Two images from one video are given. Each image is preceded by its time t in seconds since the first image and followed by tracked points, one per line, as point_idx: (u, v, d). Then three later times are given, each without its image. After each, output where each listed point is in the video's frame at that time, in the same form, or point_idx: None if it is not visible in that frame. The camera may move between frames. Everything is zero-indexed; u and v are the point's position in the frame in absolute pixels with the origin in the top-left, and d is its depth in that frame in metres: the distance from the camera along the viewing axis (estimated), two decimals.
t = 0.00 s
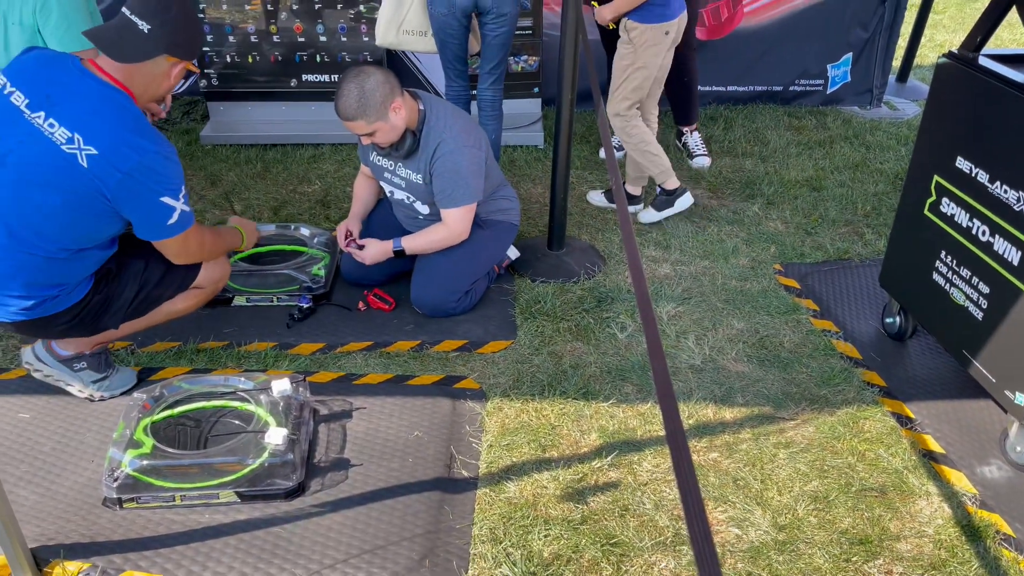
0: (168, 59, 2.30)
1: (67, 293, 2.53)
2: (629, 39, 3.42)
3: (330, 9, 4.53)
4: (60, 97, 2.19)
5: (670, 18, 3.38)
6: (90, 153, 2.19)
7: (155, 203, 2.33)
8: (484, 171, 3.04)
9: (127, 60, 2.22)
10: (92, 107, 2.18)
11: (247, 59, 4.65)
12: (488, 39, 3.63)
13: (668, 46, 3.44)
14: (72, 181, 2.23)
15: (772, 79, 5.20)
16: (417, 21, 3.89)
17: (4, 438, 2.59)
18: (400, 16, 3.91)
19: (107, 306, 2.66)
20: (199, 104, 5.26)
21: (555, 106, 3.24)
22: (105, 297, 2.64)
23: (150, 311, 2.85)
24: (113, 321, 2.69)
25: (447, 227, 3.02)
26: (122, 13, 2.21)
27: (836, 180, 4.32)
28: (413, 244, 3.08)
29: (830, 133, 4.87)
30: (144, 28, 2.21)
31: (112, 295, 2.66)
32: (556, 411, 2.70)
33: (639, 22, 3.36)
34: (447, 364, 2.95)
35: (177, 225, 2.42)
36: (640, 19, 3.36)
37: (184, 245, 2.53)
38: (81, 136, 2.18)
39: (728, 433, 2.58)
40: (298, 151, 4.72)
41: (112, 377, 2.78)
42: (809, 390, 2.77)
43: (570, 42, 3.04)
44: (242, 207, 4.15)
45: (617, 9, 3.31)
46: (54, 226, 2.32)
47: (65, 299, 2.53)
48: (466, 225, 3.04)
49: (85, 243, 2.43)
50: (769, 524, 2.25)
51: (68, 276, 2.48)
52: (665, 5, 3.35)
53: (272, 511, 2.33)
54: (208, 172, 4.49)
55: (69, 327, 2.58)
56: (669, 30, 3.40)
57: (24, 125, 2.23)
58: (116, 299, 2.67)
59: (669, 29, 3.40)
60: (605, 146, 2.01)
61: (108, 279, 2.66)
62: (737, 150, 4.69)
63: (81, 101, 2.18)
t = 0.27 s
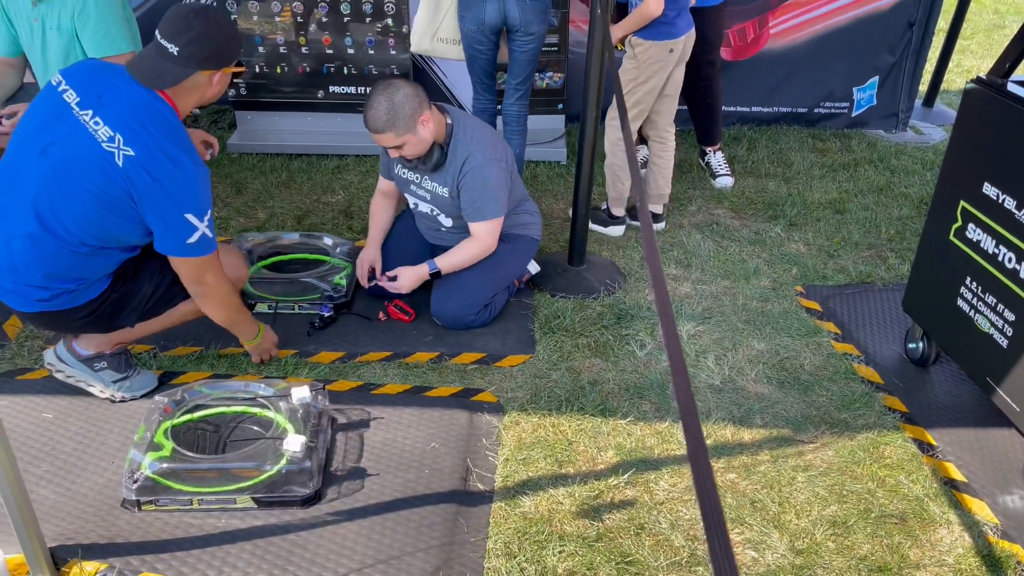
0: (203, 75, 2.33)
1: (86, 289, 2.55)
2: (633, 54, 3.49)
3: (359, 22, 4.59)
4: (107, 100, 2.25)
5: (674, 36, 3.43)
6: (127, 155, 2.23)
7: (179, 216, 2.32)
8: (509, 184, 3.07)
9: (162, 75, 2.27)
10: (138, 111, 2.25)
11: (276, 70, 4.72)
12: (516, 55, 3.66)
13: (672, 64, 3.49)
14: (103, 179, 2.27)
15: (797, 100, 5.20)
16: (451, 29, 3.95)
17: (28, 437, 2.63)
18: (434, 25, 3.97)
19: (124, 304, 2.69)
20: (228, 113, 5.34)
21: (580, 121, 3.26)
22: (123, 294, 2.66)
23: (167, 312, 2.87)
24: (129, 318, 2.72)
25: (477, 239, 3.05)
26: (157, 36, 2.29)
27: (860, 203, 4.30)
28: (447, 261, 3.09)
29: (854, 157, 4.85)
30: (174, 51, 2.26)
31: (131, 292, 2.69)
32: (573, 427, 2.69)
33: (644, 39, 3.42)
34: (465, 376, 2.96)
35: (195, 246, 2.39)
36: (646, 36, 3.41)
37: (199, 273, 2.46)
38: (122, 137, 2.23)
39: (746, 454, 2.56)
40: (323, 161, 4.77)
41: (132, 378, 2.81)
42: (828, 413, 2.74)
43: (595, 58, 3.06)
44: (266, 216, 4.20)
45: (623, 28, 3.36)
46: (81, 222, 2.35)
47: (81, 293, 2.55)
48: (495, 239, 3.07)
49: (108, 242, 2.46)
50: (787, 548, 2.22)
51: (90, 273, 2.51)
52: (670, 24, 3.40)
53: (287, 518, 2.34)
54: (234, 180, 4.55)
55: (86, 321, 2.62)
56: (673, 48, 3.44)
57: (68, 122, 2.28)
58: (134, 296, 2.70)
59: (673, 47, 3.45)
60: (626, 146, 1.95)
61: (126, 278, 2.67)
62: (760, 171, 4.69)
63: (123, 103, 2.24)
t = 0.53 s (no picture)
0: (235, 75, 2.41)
1: (116, 291, 2.60)
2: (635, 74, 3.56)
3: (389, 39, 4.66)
4: (151, 104, 2.35)
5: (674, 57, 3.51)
6: (170, 155, 2.31)
7: (217, 214, 2.39)
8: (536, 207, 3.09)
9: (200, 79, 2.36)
10: (180, 114, 2.35)
11: (305, 84, 4.80)
12: (538, 75, 3.70)
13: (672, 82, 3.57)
14: (144, 177, 2.33)
15: (821, 124, 5.20)
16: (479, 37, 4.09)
17: (55, 439, 2.67)
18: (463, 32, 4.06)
19: (152, 307, 2.73)
20: (256, 126, 5.42)
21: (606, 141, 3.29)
22: (152, 298, 2.71)
23: (196, 320, 2.90)
24: (158, 324, 2.76)
25: (491, 258, 3.06)
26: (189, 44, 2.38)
27: (885, 229, 4.28)
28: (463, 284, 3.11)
29: (879, 182, 4.84)
30: (205, 55, 2.35)
31: (158, 295, 2.73)
32: (593, 445, 2.70)
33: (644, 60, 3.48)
34: (486, 392, 2.97)
35: (235, 243, 2.44)
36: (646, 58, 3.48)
37: (234, 273, 2.49)
38: (165, 138, 2.31)
39: (767, 478, 2.55)
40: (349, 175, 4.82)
41: (159, 384, 2.85)
42: (850, 439, 2.73)
43: (623, 79, 3.10)
44: (292, 227, 4.25)
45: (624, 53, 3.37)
46: (120, 222, 2.41)
47: (112, 294, 2.60)
48: (509, 258, 3.08)
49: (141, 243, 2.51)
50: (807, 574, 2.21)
51: (122, 274, 2.56)
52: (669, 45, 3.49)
53: (308, 527, 2.36)
54: (261, 191, 4.61)
55: (115, 324, 2.67)
56: (672, 69, 3.51)
57: (109, 126, 2.35)
58: (162, 301, 2.75)
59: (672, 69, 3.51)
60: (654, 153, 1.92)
61: (156, 281, 2.72)
62: (784, 194, 4.69)
63: (166, 106, 2.35)
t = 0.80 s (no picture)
0: (259, 58, 2.52)
1: (148, 288, 2.64)
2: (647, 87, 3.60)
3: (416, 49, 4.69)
4: (173, 93, 2.40)
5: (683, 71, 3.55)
6: (195, 139, 2.36)
7: (243, 195, 2.44)
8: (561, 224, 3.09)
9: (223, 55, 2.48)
10: (202, 100, 2.40)
11: (333, 92, 4.84)
12: (550, 86, 3.70)
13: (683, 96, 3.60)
14: (172, 167, 2.38)
15: (848, 143, 5.18)
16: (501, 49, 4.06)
17: (80, 438, 2.70)
18: (483, 45, 4.06)
19: (182, 312, 2.75)
20: (283, 133, 5.48)
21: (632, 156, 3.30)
22: (182, 301, 2.73)
23: (225, 325, 2.91)
24: (187, 327, 2.78)
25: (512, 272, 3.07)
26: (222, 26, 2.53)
27: (911, 249, 4.25)
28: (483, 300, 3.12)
29: (905, 202, 4.81)
30: (236, 32, 2.49)
31: (188, 298, 2.75)
32: (616, 459, 2.68)
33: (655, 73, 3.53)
34: (508, 402, 2.97)
35: (255, 225, 2.50)
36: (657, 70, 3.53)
37: (245, 256, 2.56)
38: (189, 124, 2.37)
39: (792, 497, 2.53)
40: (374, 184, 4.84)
41: (184, 386, 2.87)
42: (876, 460, 2.70)
43: (652, 95, 3.11)
44: (317, 234, 4.28)
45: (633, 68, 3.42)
46: (151, 214, 2.45)
47: (144, 292, 2.64)
48: (528, 272, 3.09)
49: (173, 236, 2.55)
50: None
51: (154, 269, 2.60)
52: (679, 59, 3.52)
53: (329, 533, 2.36)
54: (286, 198, 4.65)
55: (147, 324, 2.69)
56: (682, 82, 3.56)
57: (136, 118, 2.40)
58: (192, 305, 2.76)
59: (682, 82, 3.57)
60: (694, 188, 2.00)
61: (188, 282, 2.76)
62: (809, 212, 4.66)
63: (189, 92, 2.40)
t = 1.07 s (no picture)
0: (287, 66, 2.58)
1: (165, 289, 2.65)
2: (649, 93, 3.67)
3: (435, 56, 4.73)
4: (195, 95, 2.43)
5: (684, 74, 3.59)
6: (221, 140, 2.41)
7: (272, 193, 2.53)
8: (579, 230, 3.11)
9: (249, 56, 2.50)
10: (224, 102, 2.42)
11: (351, 98, 4.88)
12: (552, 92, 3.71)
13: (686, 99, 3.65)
14: (199, 167, 2.43)
15: (864, 154, 5.18)
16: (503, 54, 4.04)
17: (101, 436, 2.72)
18: (486, 51, 4.06)
19: (196, 313, 2.75)
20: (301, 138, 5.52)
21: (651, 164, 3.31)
22: (196, 302, 2.74)
23: (240, 327, 2.91)
24: (201, 329, 2.79)
25: (524, 276, 3.09)
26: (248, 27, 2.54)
27: (928, 261, 4.24)
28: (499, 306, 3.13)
29: (922, 214, 4.80)
30: (270, 36, 2.52)
31: (203, 300, 2.75)
32: (633, 465, 2.69)
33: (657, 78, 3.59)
34: (525, 407, 2.98)
35: (290, 219, 2.61)
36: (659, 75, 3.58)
37: (287, 244, 2.68)
38: (214, 125, 2.41)
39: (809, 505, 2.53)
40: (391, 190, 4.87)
41: (203, 387, 2.90)
42: (894, 470, 2.69)
43: (671, 104, 3.14)
44: (334, 238, 4.31)
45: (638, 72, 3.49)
46: (175, 215, 2.48)
47: (160, 293, 2.65)
48: (540, 276, 3.10)
49: (193, 238, 2.58)
50: None
51: (173, 270, 2.62)
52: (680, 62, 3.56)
53: (348, 534, 2.38)
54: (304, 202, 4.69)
55: (161, 324, 2.71)
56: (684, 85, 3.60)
57: (159, 120, 2.43)
58: (205, 307, 2.76)
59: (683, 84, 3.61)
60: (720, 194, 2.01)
61: (202, 285, 2.75)
62: (825, 223, 4.66)
63: (212, 95, 2.43)
